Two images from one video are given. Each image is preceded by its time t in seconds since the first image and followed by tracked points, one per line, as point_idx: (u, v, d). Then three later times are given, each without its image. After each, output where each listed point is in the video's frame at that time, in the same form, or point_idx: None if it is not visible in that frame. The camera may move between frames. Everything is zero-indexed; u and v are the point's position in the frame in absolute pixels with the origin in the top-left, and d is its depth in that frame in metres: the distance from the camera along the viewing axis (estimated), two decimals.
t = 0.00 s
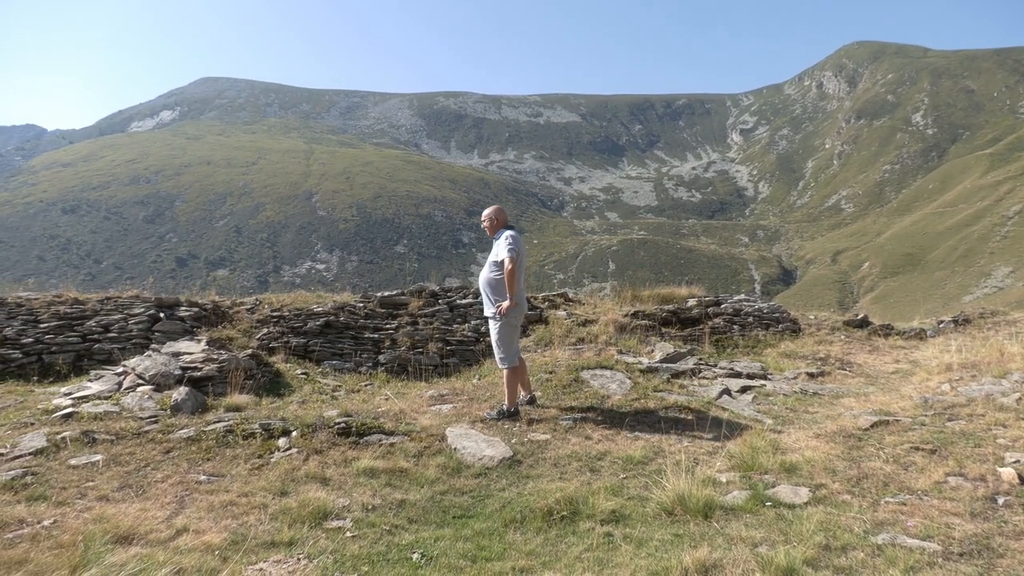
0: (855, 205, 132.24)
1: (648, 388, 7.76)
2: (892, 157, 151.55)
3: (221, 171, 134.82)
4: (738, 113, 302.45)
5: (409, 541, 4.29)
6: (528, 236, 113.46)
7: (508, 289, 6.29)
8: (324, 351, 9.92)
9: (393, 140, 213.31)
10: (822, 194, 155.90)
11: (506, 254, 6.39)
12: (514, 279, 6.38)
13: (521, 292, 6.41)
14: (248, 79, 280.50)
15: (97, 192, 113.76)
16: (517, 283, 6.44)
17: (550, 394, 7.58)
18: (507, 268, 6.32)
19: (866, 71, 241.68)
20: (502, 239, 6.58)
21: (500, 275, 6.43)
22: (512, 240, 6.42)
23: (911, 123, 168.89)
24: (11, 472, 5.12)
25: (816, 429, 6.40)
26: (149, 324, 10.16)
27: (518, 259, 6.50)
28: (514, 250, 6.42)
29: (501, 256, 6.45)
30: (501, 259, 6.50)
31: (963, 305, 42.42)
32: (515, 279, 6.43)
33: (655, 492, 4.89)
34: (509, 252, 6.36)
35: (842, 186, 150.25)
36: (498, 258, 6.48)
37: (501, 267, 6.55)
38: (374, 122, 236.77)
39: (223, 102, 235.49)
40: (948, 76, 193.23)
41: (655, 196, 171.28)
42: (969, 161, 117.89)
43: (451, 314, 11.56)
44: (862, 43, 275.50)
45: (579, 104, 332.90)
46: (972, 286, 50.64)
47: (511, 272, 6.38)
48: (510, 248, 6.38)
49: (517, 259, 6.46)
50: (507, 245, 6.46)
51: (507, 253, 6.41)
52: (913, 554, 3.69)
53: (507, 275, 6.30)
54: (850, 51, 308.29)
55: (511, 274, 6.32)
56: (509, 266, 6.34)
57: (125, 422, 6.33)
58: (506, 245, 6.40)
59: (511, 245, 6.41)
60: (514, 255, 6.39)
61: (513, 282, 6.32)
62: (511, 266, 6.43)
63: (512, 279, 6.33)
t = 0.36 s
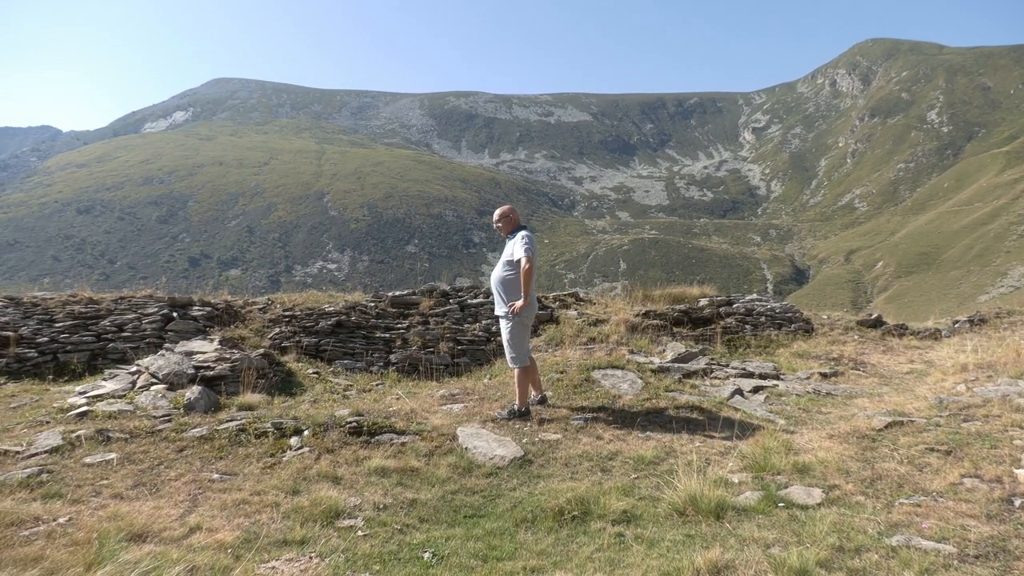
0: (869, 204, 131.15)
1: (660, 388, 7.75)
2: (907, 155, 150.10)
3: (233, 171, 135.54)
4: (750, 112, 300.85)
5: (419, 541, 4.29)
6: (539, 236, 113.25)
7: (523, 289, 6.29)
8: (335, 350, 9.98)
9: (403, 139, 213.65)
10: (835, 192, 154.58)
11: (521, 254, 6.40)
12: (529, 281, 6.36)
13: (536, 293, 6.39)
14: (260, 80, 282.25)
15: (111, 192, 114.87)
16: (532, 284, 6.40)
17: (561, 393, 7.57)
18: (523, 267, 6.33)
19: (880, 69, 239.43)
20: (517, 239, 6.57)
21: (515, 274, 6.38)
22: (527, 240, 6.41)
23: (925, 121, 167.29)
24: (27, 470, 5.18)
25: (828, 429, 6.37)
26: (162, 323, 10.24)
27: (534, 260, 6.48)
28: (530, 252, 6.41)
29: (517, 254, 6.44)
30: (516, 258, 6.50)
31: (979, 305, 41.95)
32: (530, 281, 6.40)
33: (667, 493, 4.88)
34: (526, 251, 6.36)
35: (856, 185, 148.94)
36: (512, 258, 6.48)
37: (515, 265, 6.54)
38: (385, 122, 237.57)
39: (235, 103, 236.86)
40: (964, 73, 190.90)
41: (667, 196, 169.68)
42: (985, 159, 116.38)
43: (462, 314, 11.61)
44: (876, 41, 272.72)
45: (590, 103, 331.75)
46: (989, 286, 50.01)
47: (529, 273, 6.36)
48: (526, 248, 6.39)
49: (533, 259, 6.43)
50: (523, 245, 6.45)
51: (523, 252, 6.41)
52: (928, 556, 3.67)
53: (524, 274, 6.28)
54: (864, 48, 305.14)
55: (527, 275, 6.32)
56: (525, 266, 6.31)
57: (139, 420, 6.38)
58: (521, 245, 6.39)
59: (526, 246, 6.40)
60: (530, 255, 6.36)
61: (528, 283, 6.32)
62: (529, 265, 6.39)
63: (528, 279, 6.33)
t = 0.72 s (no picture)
0: (876, 203, 130.51)
1: (666, 387, 7.73)
2: (914, 155, 149.24)
3: (239, 171, 135.98)
4: (757, 111, 299.33)
5: (425, 540, 4.31)
6: (545, 236, 113.06)
7: (529, 291, 6.30)
8: (341, 350, 10.02)
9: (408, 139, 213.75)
10: (842, 191, 153.76)
11: (528, 254, 6.42)
12: (535, 280, 6.38)
13: (542, 292, 6.41)
14: (267, 81, 283.16)
15: (118, 192, 115.44)
16: (538, 284, 6.42)
17: (567, 393, 7.55)
18: (530, 267, 6.34)
19: (887, 68, 238.03)
20: (523, 239, 6.59)
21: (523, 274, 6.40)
22: (534, 240, 6.43)
23: (933, 120, 166.35)
24: (36, 468, 5.22)
25: (835, 429, 6.36)
26: (170, 323, 10.29)
27: (540, 260, 6.49)
28: (536, 251, 6.44)
29: (522, 255, 6.47)
30: (522, 258, 6.52)
31: (988, 305, 41.74)
32: (535, 281, 6.42)
33: (674, 493, 4.85)
34: (532, 251, 6.37)
35: (863, 184, 148.17)
36: (518, 258, 6.51)
37: (522, 265, 6.55)
38: (390, 121, 237.73)
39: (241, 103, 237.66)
40: (972, 72, 190.24)
41: (672, 195, 169.31)
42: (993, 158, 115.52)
43: (468, 314, 11.62)
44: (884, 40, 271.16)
45: (596, 102, 330.82)
46: (998, 285, 49.70)
47: (535, 273, 6.39)
48: (532, 248, 6.41)
49: (539, 259, 6.45)
50: (528, 245, 6.46)
51: (529, 252, 6.42)
52: (935, 557, 3.65)
53: (530, 273, 6.31)
54: (871, 46, 303.11)
55: (533, 274, 6.34)
56: (531, 266, 6.34)
57: (147, 420, 6.41)
58: (526, 245, 6.40)
59: (533, 246, 6.42)
60: (536, 256, 6.39)
61: (534, 283, 6.33)
62: (535, 266, 6.40)
63: (535, 278, 6.34)
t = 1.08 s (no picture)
0: (879, 203, 130.24)
1: (668, 388, 7.73)
2: (918, 155, 148.96)
3: (243, 171, 136.23)
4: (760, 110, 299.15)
5: (428, 540, 4.31)
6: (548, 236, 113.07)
7: (528, 289, 6.29)
8: (344, 350, 10.02)
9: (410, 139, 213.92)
10: (845, 191, 153.59)
11: (527, 254, 6.41)
12: (536, 280, 6.39)
13: (543, 291, 6.41)
14: (270, 81, 283.83)
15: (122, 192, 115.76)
16: (538, 283, 6.42)
17: (570, 394, 7.55)
18: (529, 268, 6.33)
19: (891, 67, 237.46)
20: (525, 239, 6.59)
21: (522, 273, 6.39)
22: (534, 239, 6.43)
23: (937, 120, 166.10)
24: (40, 468, 5.23)
25: (839, 429, 6.36)
26: (173, 323, 10.33)
27: (541, 260, 6.50)
28: (536, 250, 6.43)
29: (522, 255, 6.47)
30: (523, 259, 6.51)
31: (992, 305, 41.75)
32: (535, 280, 6.42)
33: (677, 494, 4.85)
34: (531, 250, 6.37)
35: (866, 184, 147.98)
36: (518, 257, 6.50)
37: (522, 265, 6.55)
38: (393, 122, 238.02)
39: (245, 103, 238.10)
40: (975, 72, 189.89)
41: (675, 195, 169.34)
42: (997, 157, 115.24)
43: (471, 314, 11.62)
44: (887, 39, 270.60)
45: (599, 102, 330.90)
46: (1002, 285, 49.64)
47: (534, 272, 6.38)
48: (532, 248, 6.39)
49: (539, 259, 6.46)
50: (527, 245, 6.47)
51: (528, 251, 6.43)
52: (938, 556, 3.64)
53: (529, 273, 6.30)
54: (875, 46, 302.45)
55: (532, 274, 6.33)
56: (531, 266, 6.34)
57: (150, 420, 6.42)
58: (526, 244, 6.39)
59: (532, 245, 6.41)
60: (536, 256, 6.39)
61: (534, 283, 6.32)
62: (534, 266, 6.41)
63: (534, 279, 6.32)
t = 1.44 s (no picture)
0: (881, 203, 130.14)
1: (670, 388, 7.73)
2: (920, 154, 148.71)
3: (245, 171, 136.27)
4: (762, 110, 298.98)
5: (429, 540, 4.31)
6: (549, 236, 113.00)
7: (526, 289, 6.29)
8: (346, 350, 10.02)
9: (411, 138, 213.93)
10: (847, 191, 153.52)
11: (523, 254, 6.41)
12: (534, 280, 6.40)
13: (542, 291, 6.40)
14: (272, 82, 284.01)
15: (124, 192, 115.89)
16: (536, 283, 6.43)
17: (572, 393, 7.54)
18: (525, 267, 6.33)
19: (893, 67, 237.03)
20: (523, 238, 6.59)
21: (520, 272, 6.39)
22: (531, 239, 6.45)
23: (939, 120, 165.83)
24: (43, 467, 5.24)
25: (840, 429, 6.36)
26: (174, 323, 10.34)
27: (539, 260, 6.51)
28: (534, 250, 6.42)
29: (519, 255, 6.48)
30: (520, 259, 6.52)
31: (993, 305, 41.79)
32: (533, 280, 6.43)
33: (678, 494, 4.86)
34: (528, 250, 6.38)
35: (868, 184, 147.67)
36: (516, 256, 6.50)
37: (521, 266, 6.56)
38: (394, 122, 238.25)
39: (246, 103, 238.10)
40: (977, 71, 189.48)
41: (677, 195, 169.20)
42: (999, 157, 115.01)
43: (472, 313, 11.62)
44: (889, 39, 270.11)
45: (600, 102, 330.68)
46: (1004, 285, 49.59)
47: (530, 273, 6.38)
48: (528, 248, 6.41)
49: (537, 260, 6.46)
50: (524, 245, 6.47)
51: (525, 252, 6.43)
52: (942, 558, 3.63)
53: (525, 273, 6.31)
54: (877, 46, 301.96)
55: (529, 274, 6.33)
56: (528, 266, 6.34)
57: (152, 420, 6.43)
58: (524, 245, 6.41)
59: (529, 245, 6.41)
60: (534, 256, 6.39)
61: (531, 283, 6.32)
62: (531, 266, 6.42)
63: (531, 279, 6.33)
